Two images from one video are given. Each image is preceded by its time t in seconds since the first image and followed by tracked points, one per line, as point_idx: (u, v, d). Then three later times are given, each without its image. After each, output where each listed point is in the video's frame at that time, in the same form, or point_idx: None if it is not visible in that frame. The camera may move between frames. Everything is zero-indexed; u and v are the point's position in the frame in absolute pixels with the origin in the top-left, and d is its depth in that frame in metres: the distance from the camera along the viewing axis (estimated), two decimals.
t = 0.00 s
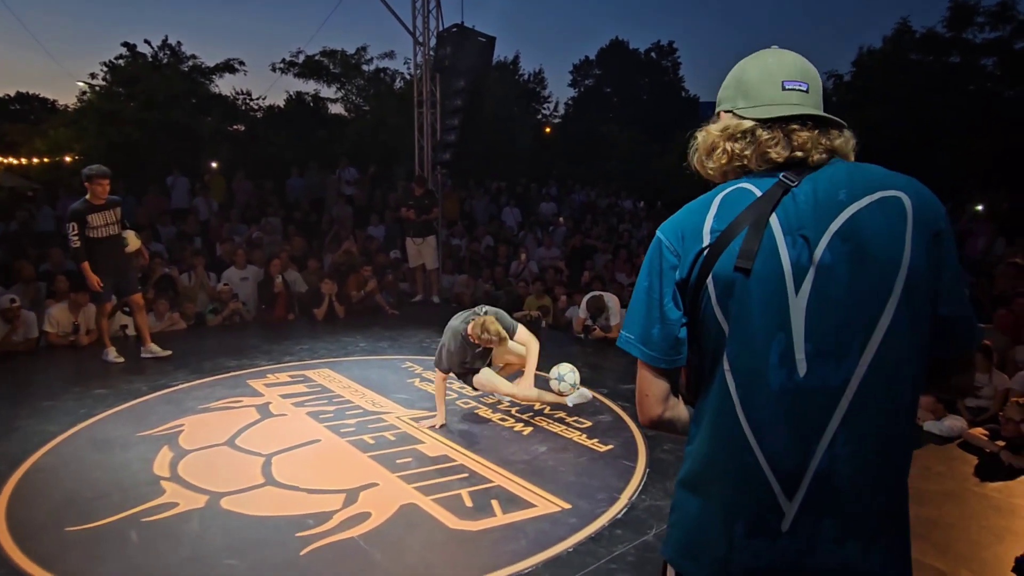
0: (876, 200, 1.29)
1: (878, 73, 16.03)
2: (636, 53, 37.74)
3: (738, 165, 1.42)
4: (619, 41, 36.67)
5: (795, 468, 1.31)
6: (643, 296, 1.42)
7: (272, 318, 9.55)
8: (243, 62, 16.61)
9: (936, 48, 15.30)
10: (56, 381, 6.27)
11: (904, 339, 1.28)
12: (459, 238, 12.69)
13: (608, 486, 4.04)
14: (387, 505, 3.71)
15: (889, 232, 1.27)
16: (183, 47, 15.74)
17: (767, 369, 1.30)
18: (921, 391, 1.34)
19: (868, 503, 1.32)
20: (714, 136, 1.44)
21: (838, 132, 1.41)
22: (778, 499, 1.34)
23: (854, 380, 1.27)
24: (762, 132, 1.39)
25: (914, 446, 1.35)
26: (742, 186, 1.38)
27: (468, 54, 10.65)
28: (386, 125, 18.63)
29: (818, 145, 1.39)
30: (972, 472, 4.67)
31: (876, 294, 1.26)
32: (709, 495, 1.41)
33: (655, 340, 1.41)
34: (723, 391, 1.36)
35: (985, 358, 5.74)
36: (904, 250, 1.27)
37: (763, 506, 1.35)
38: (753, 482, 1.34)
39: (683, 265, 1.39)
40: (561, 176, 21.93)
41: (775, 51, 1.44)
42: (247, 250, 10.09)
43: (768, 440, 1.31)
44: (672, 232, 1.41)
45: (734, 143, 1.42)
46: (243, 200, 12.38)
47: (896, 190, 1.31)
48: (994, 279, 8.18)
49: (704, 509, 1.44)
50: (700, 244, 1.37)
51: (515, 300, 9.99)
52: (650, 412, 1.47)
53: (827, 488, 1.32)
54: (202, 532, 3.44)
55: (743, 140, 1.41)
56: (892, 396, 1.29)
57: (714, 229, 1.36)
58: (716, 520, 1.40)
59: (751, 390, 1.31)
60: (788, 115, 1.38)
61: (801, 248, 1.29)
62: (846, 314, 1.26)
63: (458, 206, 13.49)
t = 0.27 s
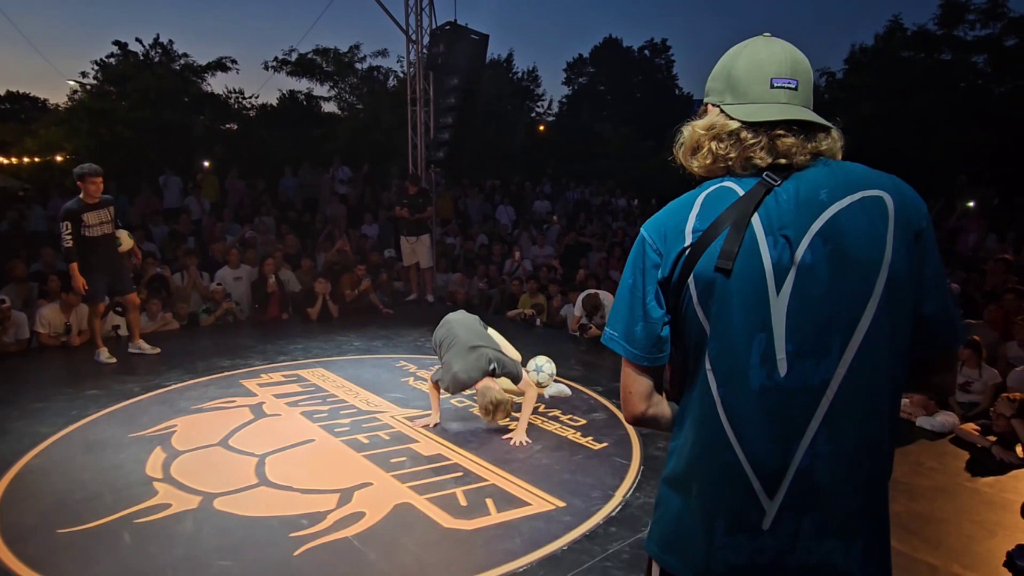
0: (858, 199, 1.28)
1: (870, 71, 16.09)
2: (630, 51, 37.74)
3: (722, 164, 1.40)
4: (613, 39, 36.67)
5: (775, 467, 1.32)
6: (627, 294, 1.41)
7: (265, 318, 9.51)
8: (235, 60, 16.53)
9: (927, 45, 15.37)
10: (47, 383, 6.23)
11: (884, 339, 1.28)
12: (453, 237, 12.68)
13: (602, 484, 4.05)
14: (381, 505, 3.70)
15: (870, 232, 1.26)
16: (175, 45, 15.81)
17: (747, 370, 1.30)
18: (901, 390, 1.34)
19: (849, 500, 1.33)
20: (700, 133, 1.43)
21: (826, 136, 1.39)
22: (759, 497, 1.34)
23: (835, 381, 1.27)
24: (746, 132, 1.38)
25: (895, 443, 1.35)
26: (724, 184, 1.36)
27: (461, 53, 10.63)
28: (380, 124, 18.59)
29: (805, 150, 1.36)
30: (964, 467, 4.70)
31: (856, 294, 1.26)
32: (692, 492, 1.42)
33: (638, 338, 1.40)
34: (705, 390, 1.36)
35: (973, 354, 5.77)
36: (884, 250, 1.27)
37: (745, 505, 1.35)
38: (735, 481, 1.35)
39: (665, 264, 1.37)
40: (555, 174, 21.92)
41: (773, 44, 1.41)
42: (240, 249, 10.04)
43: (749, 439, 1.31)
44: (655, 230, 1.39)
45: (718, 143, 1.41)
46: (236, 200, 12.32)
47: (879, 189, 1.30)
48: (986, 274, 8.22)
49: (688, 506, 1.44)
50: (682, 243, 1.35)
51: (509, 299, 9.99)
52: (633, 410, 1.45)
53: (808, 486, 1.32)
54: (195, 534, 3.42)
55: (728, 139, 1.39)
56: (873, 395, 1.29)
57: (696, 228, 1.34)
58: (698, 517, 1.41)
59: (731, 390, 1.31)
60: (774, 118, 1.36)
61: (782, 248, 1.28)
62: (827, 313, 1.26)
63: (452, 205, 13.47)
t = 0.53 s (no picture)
0: (835, 199, 1.28)
1: (861, 68, 16.16)
2: (623, 48, 37.76)
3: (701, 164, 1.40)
4: (605, 37, 36.70)
5: (755, 467, 1.31)
6: (608, 292, 1.40)
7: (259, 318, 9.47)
8: (226, 59, 16.44)
9: (918, 42, 15.46)
10: (38, 385, 6.18)
11: (862, 340, 1.28)
12: (447, 235, 12.67)
13: (596, 482, 4.05)
14: (375, 505, 3.69)
15: (847, 231, 1.26)
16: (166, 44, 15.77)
17: (726, 370, 1.29)
18: (880, 389, 1.34)
19: (829, 499, 1.33)
20: (680, 132, 1.42)
21: (805, 137, 1.39)
22: (739, 496, 1.34)
23: (814, 380, 1.27)
24: (726, 133, 1.37)
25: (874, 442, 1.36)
26: (704, 184, 1.36)
27: (454, 50, 10.62)
28: (372, 122, 18.54)
29: (783, 152, 1.36)
30: (955, 461, 4.74)
31: (834, 294, 1.26)
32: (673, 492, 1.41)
33: (619, 337, 1.39)
34: (684, 389, 1.35)
35: (963, 347, 5.80)
36: (864, 249, 1.27)
37: (726, 503, 1.35)
38: (715, 480, 1.34)
39: (645, 262, 1.36)
40: (548, 172, 21.91)
41: (758, 42, 1.40)
42: (232, 249, 10.00)
43: (729, 439, 1.31)
44: (636, 229, 1.37)
45: (698, 144, 1.40)
46: (229, 199, 12.26)
47: (857, 188, 1.30)
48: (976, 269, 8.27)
49: (669, 506, 1.44)
50: (662, 242, 1.34)
51: (503, 297, 9.98)
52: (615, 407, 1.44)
53: (788, 485, 1.32)
54: (187, 535, 3.41)
55: (708, 141, 1.39)
56: (851, 395, 1.29)
57: (675, 227, 1.33)
58: (679, 516, 1.41)
59: (710, 390, 1.31)
60: (752, 121, 1.36)
61: (761, 247, 1.27)
62: (805, 313, 1.26)
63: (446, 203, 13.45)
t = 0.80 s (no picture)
0: (832, 196, 1.27)
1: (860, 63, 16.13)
2: (621, 45, 37.70)
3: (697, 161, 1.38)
4: (603, 34, 36.65)
5: (754, 467, 1.31)
6: (603, 293, 1.38)
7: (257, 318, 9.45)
8: (223, 58, 16.39)
9: (916, 38, 15.45)
10: (36, 386, 6.16)
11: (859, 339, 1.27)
12: (445, 233, 12.66)
13: (596, 480, 4.05)
14: (374, 505, 3.69)
15: (845, 230, 1.25)
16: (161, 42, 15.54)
17: (724, 369, 1.28)
18: (877, 388, 1.34)
19: (828, 499, 1.33)
20: (674, 130, 1.41)
21: (802, 131, 1.37)
22: (737, 496, 1.34)
23: (812, 379, 1.27)
24: (721, 129, 1.35)
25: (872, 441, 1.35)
26: (700, 181, 1.34)
27: (451, 48, 10.58)
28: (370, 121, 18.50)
29: (779, 145, 1.34)
30: (955, 457, 4.74)
31: (832, 292, 1.25)
32: (669, 493, 1.41)
33: (615, 338, 1.37)
34: (681, 389, 1.35)
35: (963, 342, 5.78)
36: (861, 247, 1.26)
37: (724, 504, 1.35)
38: (713, 480, 1.34)
39: (641, 262, 1.34)
40: (546, 169, 21.88)
41: (748, 37, 1.38)
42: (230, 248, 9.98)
43: (727, 438, 1.31)
44: (631, 228, 1.36)
45: (693, 140, 1.39)
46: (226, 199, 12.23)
47: (854, 185, 1.29)
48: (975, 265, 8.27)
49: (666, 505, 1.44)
50: (658, 241, 1.32)
51: (502, 295, 9.97)
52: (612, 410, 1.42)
53: (786, 485, 1.32)
54: (187, 536, 3.40)
55: (703, 137, 1.37)
56: (849, 394, 1.28)
57: (671, 226, 1.32)
58: (675, 516, 1.40)
59: (707, 390, 1.30)
60: (746, 115, 1.34)
61: (758, 245, 1.26)
62: (803, 312, 1.25)
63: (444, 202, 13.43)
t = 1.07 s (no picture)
0: (859, 188, 1.26)
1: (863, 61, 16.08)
2: (622, 44, 37.61)
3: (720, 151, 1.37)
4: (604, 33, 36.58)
5: (781, 465, 1.29)
6: (622, 290, 1.36)
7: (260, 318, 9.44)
8: (224, 59, 16.40)
9: (919, 34, 15.38)
10: (39, 388, 6.16)
11: (888, 335, 1.26)
12: (448, 233, 12.65)
13: (601, 479, 4.03)
14: (379, 504, 3.68)
15: (873, 223, 1.24)
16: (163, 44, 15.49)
17: (753, 366, 1.26)
18: (903, 385, 1.33)
19: (856, 498, 1.31)
20: (694, 121, 1.39)
21: (821, 120, 1.37)
22: (764, 496, 1.32)
23: (842, 375, 1.25)
24: (744, 116, 1.34)
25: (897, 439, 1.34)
26: (722, 173, 1.32)
27: (452, 47, 10.55)
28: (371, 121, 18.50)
29: (801, 132, 1.34)
30: (961, 454, 4.72)
31: (862, 286, 1.23)
32: (692, 495, 1.38)
33: (637, 336, 1.34)
34: (704, 387, 1.32)
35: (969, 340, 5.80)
36: (888, 241, 1.24)
37: (750, 503, 1.33)
38: (740, 478, 1.32)
39: (665, 256, 1.32)
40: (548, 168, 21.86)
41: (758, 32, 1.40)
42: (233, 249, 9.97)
43: (755, 437, 1.29)
44: (653, 223, 1.34)
45: (715, 130, 1.37)
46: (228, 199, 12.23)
47: (881, 177, 1.28)
48: (980, 261, 8.23)
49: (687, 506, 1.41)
50: (683, 234, 1.30)
51: (505, 294, 9.95)
52: (632, 411, 1.40)
53: (813, 485, 1.30)
54: (191, 537, 3.40)
55: (724, 125, 1.36)
56: (878, 391, 1.27)
57: (697, 218, 1.30)
58: (699, 517, 1.38)
59: (736, 386, 1.28)
60: (768, 102, 1.34)
61: (787, 238, 1.24)
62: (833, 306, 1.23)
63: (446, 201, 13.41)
